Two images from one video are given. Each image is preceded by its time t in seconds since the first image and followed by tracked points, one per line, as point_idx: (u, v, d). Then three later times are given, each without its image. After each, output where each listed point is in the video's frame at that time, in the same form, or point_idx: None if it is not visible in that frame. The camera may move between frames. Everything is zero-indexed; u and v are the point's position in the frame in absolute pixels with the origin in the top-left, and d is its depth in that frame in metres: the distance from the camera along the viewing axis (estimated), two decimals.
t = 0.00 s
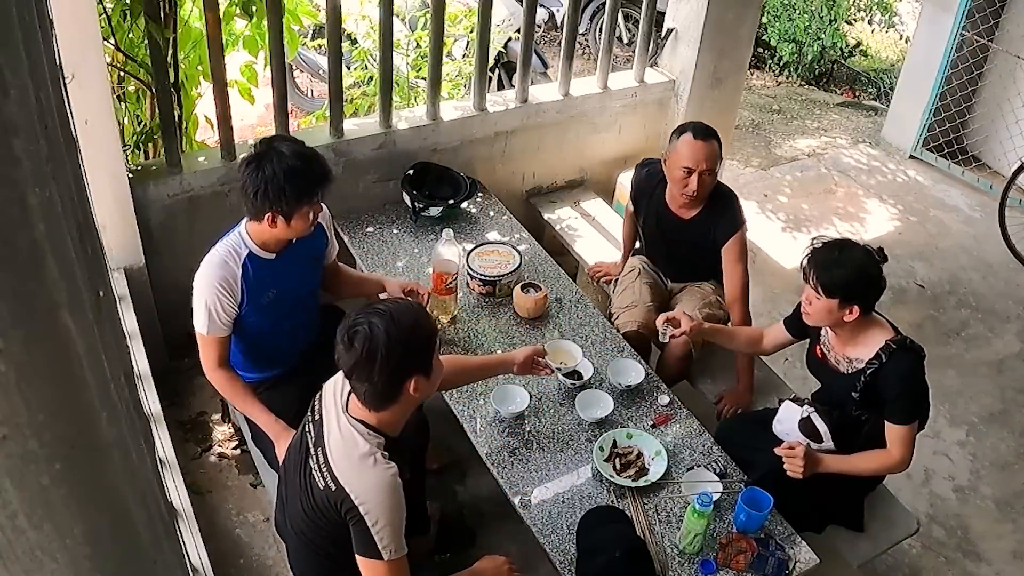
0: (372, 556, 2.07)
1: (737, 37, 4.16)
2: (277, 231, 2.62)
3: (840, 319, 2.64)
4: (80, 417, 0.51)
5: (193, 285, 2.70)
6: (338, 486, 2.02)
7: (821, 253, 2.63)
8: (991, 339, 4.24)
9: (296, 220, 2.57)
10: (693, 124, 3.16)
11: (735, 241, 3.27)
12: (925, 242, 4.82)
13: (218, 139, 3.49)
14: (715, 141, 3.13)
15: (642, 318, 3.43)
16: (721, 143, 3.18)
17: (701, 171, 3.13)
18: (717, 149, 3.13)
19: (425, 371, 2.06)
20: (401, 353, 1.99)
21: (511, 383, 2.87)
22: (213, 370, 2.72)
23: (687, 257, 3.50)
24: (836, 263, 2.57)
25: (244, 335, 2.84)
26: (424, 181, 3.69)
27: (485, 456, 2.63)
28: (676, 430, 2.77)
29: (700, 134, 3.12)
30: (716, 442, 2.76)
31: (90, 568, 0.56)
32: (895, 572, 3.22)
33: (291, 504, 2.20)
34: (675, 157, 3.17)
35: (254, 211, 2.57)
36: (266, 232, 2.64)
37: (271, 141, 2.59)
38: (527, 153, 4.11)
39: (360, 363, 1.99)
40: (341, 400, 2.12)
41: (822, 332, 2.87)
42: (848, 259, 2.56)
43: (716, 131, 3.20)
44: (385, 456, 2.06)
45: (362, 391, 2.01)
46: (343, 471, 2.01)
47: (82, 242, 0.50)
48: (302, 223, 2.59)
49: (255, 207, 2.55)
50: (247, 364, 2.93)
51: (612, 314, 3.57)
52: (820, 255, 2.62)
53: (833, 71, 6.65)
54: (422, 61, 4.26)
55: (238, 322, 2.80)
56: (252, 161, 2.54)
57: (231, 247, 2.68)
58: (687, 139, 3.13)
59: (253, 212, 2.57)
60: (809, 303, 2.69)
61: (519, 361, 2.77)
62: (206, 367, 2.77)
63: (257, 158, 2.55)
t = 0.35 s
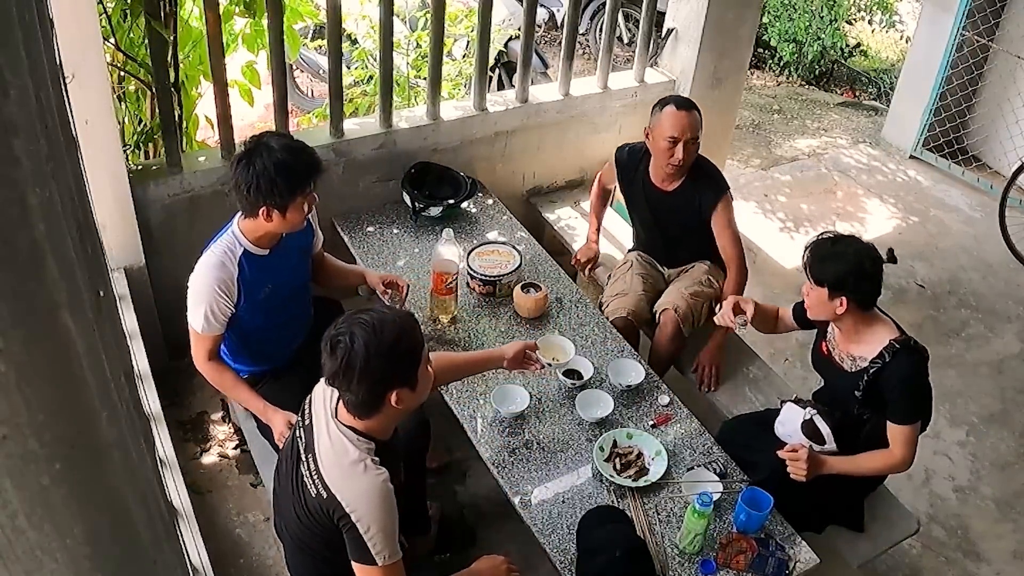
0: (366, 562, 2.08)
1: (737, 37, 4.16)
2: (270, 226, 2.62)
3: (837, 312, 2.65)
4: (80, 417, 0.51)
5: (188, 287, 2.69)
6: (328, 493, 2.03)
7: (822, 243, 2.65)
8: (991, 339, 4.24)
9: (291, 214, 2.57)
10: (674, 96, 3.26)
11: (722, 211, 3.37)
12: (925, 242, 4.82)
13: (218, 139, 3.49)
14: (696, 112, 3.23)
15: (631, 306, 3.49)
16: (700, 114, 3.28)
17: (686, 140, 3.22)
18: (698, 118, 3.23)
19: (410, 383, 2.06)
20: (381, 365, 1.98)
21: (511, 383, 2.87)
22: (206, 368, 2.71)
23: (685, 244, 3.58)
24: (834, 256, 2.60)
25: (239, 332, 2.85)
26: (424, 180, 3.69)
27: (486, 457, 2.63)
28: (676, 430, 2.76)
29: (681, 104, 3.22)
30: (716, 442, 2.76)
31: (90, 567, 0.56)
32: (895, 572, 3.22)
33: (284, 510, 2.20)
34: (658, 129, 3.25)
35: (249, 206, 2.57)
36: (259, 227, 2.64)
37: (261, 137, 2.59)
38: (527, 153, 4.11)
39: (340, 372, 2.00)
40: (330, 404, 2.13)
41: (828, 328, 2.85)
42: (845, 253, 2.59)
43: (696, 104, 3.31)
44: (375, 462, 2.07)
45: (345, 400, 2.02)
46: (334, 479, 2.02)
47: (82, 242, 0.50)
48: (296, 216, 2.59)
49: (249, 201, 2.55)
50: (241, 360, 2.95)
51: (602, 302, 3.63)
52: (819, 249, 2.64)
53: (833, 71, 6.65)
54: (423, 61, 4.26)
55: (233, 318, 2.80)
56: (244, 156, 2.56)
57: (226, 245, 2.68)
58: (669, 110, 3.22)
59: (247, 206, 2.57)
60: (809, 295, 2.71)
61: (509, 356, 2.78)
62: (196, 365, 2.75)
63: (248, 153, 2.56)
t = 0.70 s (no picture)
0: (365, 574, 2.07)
1: (737, 37, 4.16)
2: (270, 222, 2.63)
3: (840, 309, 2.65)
4: (79, 417, 0.51)
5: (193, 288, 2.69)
6: (326, 507, 2.02)
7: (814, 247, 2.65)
8: (991, 339, 4.24)
9: (289, 209, 2.58)
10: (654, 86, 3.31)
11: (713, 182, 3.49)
12: (925, 242, 4.82)
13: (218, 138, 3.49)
14: (679, 98, 3.28)
15: (621, 298, 3.50)
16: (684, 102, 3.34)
17: (672, 129, 3.26)
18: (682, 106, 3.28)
19: (402, 398, 2.06)
20: (373, 381, 1.99)
21: (511, 383, 2.87)
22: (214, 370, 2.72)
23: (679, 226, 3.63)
24: (828, 259, 2.60)
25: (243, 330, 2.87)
26: (423, 180, 3.69)
27: (486, 458, 2.63)
28: (676, 430, 2.76)
29: (663, 92, 3.27)
30: (716, 442, 2.76)
31: (91, 568, 0.55)
32: (895, 572, 3.23)
33: (281, 524, 2.20)
34: (644, 119, 3.30)
35: (246, 203, 2.58)
36: (259, 225, 2.65)
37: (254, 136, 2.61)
38: (527, 153, 4.11)
39: (332, 388, 2.00)
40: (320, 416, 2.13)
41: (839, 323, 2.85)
42: (834, 253, 2.58)
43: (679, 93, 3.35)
44: (370, 474, 2.07)
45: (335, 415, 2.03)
46: (330, 492, 2.02)
47: (82, 242, 0.50)
48: (295, 211, 2.60)
49: (246, 198, 2.56)
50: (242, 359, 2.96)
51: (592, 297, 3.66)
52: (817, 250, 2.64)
53: (833, 71, 6.66)
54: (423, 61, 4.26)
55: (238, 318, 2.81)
56: (240, 154, 2.57)
57: (227, 244, 2.68)
58: (654, 100, 3.27)
59: (244, 202, 2.58)
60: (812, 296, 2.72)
61: (488, 352, 2.78)
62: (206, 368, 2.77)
63: (244, 151, 2.57)
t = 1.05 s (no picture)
0: None
1: (737, 37, 4.16)
2: (290, 227, 2.64)
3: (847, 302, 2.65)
4: (79, 418, 0.51)
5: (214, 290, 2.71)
6: (342, 523, 2.03)
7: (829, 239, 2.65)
8: (991, 339, 4.24)
9: (312, 214, 2.61)
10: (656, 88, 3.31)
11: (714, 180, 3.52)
12: (925, 242, 4.82)
13: (218, 138, 3.49)
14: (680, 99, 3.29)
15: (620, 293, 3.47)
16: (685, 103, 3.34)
17: (674, 129, 3.27)
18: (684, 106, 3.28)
19: (421, 408, 2.07)
20: (401, 393, 2.00)
21: (511, 383, 2.87)
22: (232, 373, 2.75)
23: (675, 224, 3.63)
24: (837, 255, 2.60)
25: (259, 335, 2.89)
26: (423, 180, 3.69)
27: (486, 458, 2.62)
28: (676, 430, 2.77)
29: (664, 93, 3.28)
30: (716, 442, 2.76)
31: (91, 568, 0.55)
32: (895, 572, 3.23)
33: (290, 545, 2.19)
34: (645, 121, 3.30)
35: (268, 207, 2.59)
36: (279, 229, 2.66)
37: (275, 141, 2.62)
38: (527, 153, 4.11)
39: (357, 399, 1.98)
40: (324, 431, 2.11)
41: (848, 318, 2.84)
42: (844, 250, 2.58)
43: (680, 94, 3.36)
44: (380, 486, 2.08)
45: (353, 427, 2.01)
46: (346, 510, 2.02)
47: (82, 242, 0.50)
48: (317, 216, 2.63)
49: (269, 204, 2.57)
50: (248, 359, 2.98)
51: (592, 293, 3.63)
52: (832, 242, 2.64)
53: (833, 71, 6.66)
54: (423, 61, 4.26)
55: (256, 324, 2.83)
56: (264, 160, 2.58)
57: (247, 247, 2.70)
58: (654, 101, 3.26)
59: (267, 209, 2.59)
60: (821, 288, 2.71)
61: (446, 349, 2.84)
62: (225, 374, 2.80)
63: (267, 157, 2.58)
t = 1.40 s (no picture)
0: None
1: (737, 37, 4.15)
2: (308, 224, 2.67)
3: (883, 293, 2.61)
4: (80, 418, 0.51)
5: (230, 283, 2.74)
6: (361, 528, 2.03)
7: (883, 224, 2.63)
8: (991, 339, 4.24)
9: (330, 213, 2.63)
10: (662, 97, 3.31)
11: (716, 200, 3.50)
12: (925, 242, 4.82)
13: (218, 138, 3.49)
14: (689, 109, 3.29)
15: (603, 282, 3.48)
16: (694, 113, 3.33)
17: (682, 141, 3.27)
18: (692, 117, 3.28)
19: (439, 407, 2.10)
20: (423, 386, 2.03)
21: (511, 383, 2.87)
22: (254, 372, 2.76)
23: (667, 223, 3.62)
24: (903, 246, 2.54)
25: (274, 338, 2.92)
26: (424, 180, 3.69)
27: (487, 458, 2.62)
28: (676, 430, 2.76)
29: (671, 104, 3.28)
30: (716, 442, 2.76)
31: (90, 568, 0.55)
32: (895, 572, 3.22)
33: (304, 560, 2.17)
34: (653, 133, 3.31)
35: (288, 203, 2.61)
36: (297, 225, 2.68)
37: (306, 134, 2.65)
38: (527, 153, 4.11)
39: (382, 393, 2.00)
40: (334, 438, 2.10)
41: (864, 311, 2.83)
42: (910, 244, 2.54)
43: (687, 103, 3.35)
44: (395, 487, 2.08)
45: (372, 425, 2.01)
46: (363, 514, 2.02)
47: (82, 242, 0.50)
48: (335, 215, 2.65)
49: (290, 198, 2.59)
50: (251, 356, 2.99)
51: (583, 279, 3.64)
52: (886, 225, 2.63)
53: (834, 71, 6.65)
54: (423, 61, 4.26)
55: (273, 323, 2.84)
56: (289, 155, 2.60)
57: (265, 244, 2.72)
58: (663, 111, 3.26)
59: (287, 204, 2.61)
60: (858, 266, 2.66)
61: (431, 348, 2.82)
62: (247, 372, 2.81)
63: (296, 150, 2.60)
